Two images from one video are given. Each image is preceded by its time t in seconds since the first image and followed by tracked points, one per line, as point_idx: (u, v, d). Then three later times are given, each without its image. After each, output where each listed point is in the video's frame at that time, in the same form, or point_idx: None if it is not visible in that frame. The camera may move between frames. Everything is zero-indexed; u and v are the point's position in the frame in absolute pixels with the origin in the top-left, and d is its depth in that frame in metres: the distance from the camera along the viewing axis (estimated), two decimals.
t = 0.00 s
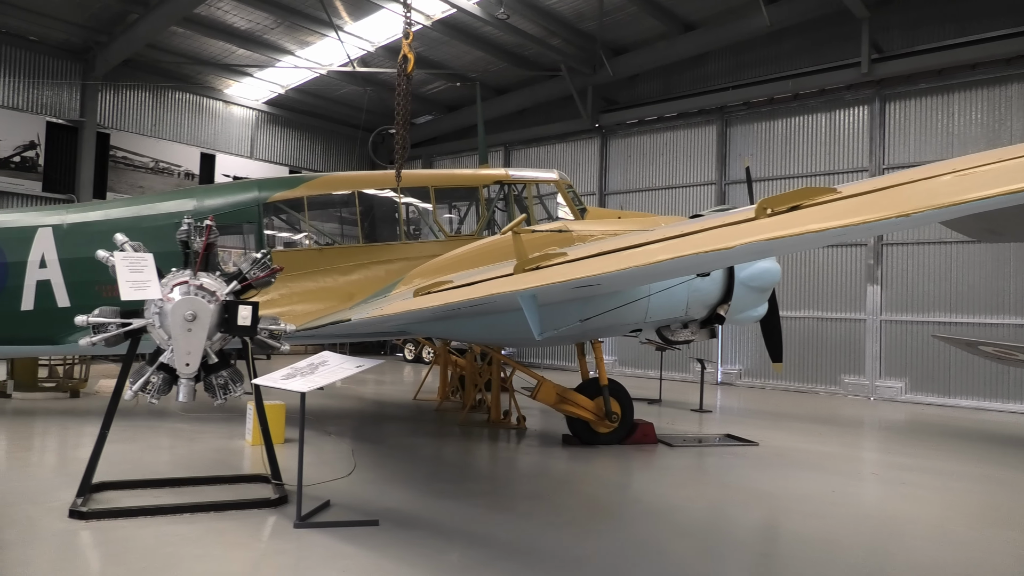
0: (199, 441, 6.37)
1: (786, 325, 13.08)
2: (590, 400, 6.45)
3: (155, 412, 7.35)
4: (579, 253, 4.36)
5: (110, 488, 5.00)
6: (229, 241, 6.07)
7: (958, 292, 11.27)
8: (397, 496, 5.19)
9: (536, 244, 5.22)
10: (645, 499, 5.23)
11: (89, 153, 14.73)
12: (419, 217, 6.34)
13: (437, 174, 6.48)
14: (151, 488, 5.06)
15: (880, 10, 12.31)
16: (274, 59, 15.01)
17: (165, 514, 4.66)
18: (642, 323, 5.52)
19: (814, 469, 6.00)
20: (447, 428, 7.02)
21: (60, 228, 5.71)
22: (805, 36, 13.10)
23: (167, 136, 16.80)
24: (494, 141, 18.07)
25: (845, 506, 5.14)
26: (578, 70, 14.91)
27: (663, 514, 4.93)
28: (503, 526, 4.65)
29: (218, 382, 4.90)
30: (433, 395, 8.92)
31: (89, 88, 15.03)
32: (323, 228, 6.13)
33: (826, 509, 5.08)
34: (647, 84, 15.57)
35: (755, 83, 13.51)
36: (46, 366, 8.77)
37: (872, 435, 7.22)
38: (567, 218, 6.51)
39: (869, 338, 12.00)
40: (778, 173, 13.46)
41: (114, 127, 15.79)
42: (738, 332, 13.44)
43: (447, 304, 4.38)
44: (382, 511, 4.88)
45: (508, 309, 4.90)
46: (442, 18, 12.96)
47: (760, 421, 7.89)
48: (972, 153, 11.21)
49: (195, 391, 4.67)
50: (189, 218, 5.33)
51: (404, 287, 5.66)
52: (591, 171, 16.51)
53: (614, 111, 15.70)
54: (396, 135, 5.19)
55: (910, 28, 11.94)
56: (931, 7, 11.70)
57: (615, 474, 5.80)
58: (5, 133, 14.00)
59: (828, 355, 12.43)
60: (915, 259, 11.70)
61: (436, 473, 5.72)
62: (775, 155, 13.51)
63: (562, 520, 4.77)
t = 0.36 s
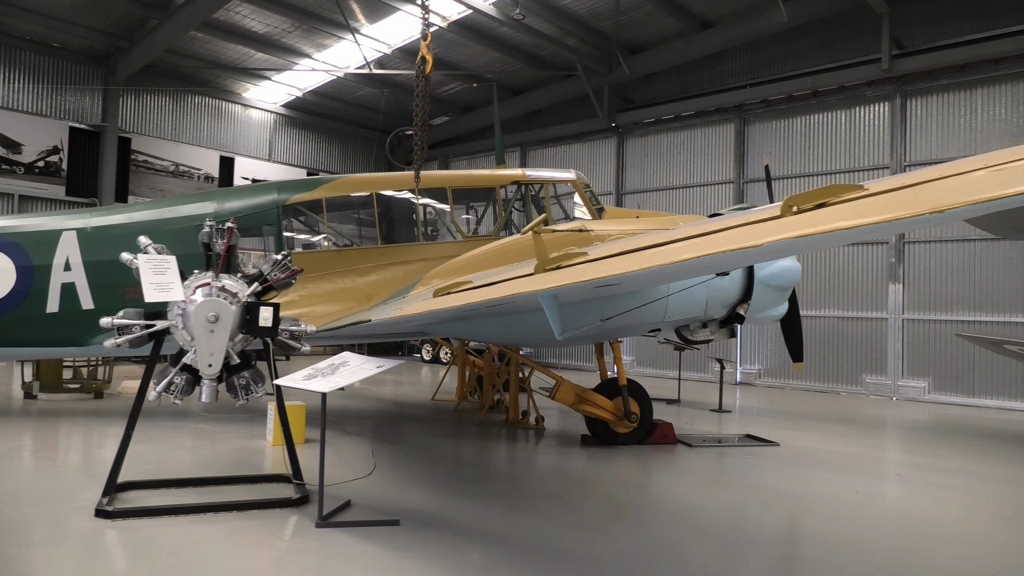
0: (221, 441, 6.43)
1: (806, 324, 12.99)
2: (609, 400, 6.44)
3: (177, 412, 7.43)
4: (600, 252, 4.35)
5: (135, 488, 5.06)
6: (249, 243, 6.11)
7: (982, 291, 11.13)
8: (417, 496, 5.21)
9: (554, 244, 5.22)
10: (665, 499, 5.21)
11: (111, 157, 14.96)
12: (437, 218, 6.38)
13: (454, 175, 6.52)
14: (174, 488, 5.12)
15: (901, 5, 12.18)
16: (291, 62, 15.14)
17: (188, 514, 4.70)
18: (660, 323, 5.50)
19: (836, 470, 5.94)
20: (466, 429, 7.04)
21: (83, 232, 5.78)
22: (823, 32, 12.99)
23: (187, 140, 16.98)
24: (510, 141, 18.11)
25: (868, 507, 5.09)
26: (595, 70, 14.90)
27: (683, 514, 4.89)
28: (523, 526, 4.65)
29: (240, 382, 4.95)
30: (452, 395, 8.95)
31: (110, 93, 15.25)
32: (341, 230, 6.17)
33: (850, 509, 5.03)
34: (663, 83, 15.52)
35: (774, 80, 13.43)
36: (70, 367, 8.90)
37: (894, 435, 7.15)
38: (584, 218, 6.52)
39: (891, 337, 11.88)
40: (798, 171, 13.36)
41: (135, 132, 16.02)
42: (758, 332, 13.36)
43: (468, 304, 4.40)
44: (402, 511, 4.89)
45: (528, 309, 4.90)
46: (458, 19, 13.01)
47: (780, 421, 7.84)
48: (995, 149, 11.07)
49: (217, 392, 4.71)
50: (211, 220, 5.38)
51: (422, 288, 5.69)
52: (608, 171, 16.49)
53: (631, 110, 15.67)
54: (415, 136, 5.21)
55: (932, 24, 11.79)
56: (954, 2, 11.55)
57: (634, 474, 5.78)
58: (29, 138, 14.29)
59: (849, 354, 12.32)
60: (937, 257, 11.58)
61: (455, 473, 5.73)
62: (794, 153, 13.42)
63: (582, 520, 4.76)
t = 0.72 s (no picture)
0: (241, 441, 6.49)
1: (826, 324, 12.88)
2: (628, 401, 6.43)
3: (198, 412, 7.52)
4: (622, 252, 4.34)
5: (159, 488, 5.11)
6: (269, 245, 6.15)
7: (1007, 290, 10.98)
8: (437, 497, 5.22)
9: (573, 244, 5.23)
10: (685, 501, 5.18)
11: (131, 160, 15.18)
12: (454, 220, 6.41)
13: (471, 176, 6.54)
14: (197, 488, 5.16)
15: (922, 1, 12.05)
16: (309, 65, 15.26)
17: (211, 513, 4.74)
18: (679, 324, 5.48)
19: (859, 472, 5.89)
20: (484, 429, 7.06)
21: (106, 234, 5.86)
22: (842, 30, 12.88)
23: (207, 143, 17.16)
24: (526, 142, 18.14)
25: (892, 509, 5.03)
26: (611, 70, 14.88)
27: (705, 516, 4.86)
28: (543, 527, 4.64)
29: (261, 383, 4.98)
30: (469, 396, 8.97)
31: (131, 97, 15.45)
32: (359, 232, 6.21)
33: (875, 512, 4.97)
34: (680, 82, 15.48)
35: (792, 79, 13.34)
36: (93, 368, 9.02)
37: (917, 437, 7.07)
38: (601, 218, 6.50)
39: (914, 337, 11.76)
40: (818, 170, 13.26)
41: (155, 135, 16.24)
42: (777, 332, 13.27)
43: (489, 305, 4.41)
44: (422, 511, 4.91)
45: (549, 310, 4.90)
46: (474, 21, 13.05)
47: (800, 422, 7.78)
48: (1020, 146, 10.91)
49: (239, 393, 4.75)
50: (232, 222, 5.42)
51: (441, 289, 5.71)
52: (625, 171, 16.46)
53: (648, 110, 15.64)
54: (433, 137, 5.22)
55: (954, 20, 11.64)
56: None
57: (653, 475, 5.75)
58: (52, 142, 14.55)
59: (870, 355, 12.21)
60: (961, 256, 11.45)
61: (474, 474, 5.74)
62: (814, 151, 13.31)
63: (602, 521, 4.75)
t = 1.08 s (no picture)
0: (261, 442, 6.54)
1: (847, 325, 12.77)
2: (647, 403, 6.41)
3: (218, 413, 7.59)
4: (644, 252, 4.33)
5: (181, 487, 5.16)
6: (288, 247, 6.18)
7: None
8: (457, 497, 5.23)
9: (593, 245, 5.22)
10: (706, 503, 5.14)
11: (153, 164, 15.37)
12: (471, 221, 6.43)
13: (489, 177, 6.55)
14: (218, 488, 5.20)
15: None
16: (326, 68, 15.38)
17: (233, 513, 4.78)
18: (699, 324, 5.46)
19: (882, 474, 5.82)
20: (502, 430, 7.07)
21: (129, 237, 5.94)
22: (862, 27, 12.78)
23: (226, 146, 17.34)
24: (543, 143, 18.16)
25: (918, 512, 4.97)
26: (627, 70, 14.86)
27: (727, 518, 4.82)
28: (563, 528, 4.62)
29: (282, 384, 5.00)
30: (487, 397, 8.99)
31: (152, 102, 15.63)
32: (377, 233, 6.24)
33: (900, 514, 4.91)
34: (697, 81, 15.43)
35: (812, 77, 13.26)
36: (116, 369, 9.14)
37: (941, 438, 6.97)
38: (619, 219, 6.48)
39: (937, 337, 11.62)
40: (839, 169, 13.15)
41: (176, 139, 16.44)
42: (797, 333, 13.16)
43: (510, 305, 4.41)
44: (442, 512, 4.91)
45: (570, 310, 4.88)
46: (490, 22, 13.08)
47: (821, 424, 7.71)
48: None
49: (260, 393, 4.77)
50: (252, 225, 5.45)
51: (460, 290, 5.71)
52: (642, 172, 16.43)
53: (665, 110, 15.60)
54: (452, 138, 5.24)
55: (977, 16, 11.51)
56: None
57: (673, 477, 5.72)
58: (76, 147, 14.75)
59: (892, 355, 12.08)
60: (985, 255, 11.31)
61: (493, 475, 5.74)
62: (834, 150, 13.20)
63: (622, 522, 4.72)
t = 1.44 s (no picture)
0: (282, 442, 6.59)
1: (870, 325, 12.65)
2: (667, 404, 6.38)
3: (239, 414, 7.66)
4: (667, 251, 4.31)
5: (203, 487, 5.20)
6: (308, 249, 6.22)
7: None
8: (476, 498, 5.23)
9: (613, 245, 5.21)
10: (727, 505, 5.10)
11: (174, 168, 15.58)
12: (489, 222, 6.44)
13: (506, 179, 6.57)
14: (240, 488, 5.24)
15: None
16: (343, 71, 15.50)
17: (255, 513, 4.81)
18: (719, 325, 5.43)
19: (907, 476, 5.74)
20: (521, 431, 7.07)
21: (152, 240, 6.01)
22: (883, 24, 12.66)
23: (245, 150, 17.51)
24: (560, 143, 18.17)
25: (944, 515, 4.89)
26: (644, 69, 14.83)
27: (748, 520, 4.78)
28: (583, 529, 4.61)
29: (303, 384, 5.03)
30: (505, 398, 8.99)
31: (173, 106, 15.83)
32: (396, 235, 6.27)
33: (926, 517, 4.84)
34: (715, 80, 15.37)
35: (833, 74, 13.16)
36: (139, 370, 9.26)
37: (967, 441, 6.87)
38: (638, 219, 6.46)
39: (961, 337, 11.47)
40: (861, 167, 13.02)
41: (196, 143, 16.64)
42: (818, 333, 13.06)
43: (532, 305, 4.40)
44: (461, 513, 4.91)
45: (593, 311, 4.87)
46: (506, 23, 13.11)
47: (844, 426, 7.63)
48: None
49: (282, 394, 4.80)
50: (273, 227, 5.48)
51: (479, 291, 5.72)
52: (660, 172, 16.38)
53: (683, 109, 15.55)
54: (472, 139, 5.25)
55: (1002, 11, 11.35)
56: None
57: (692, 479, 5.68)
58: (98, 152, 14.98)
59: (915, 356, 11.95)
60: (1012, 254, 11.15)
61: (512, 476, 5.74)
62: (855, 148, 13.09)
63: (642, 524, 4.70)
